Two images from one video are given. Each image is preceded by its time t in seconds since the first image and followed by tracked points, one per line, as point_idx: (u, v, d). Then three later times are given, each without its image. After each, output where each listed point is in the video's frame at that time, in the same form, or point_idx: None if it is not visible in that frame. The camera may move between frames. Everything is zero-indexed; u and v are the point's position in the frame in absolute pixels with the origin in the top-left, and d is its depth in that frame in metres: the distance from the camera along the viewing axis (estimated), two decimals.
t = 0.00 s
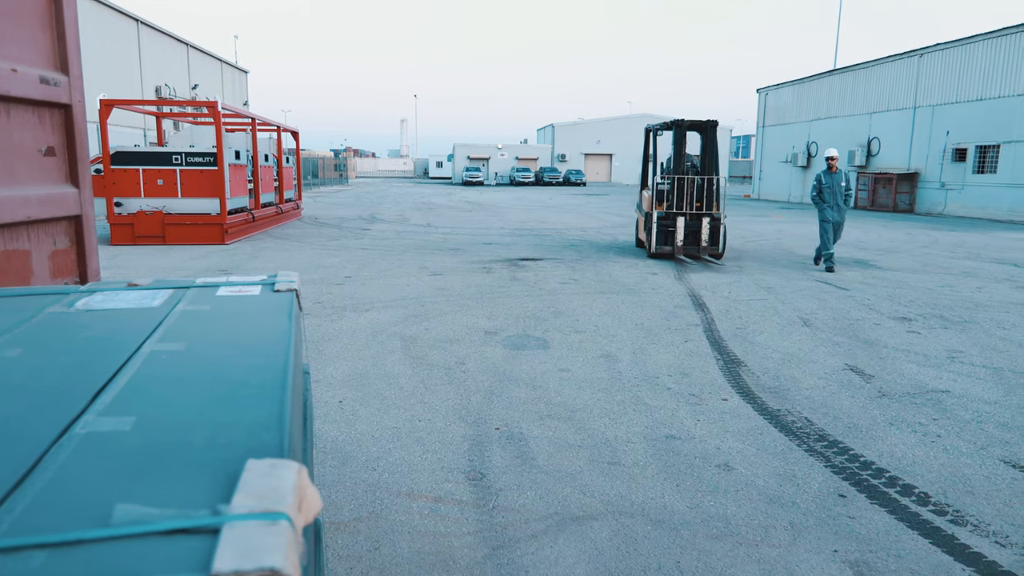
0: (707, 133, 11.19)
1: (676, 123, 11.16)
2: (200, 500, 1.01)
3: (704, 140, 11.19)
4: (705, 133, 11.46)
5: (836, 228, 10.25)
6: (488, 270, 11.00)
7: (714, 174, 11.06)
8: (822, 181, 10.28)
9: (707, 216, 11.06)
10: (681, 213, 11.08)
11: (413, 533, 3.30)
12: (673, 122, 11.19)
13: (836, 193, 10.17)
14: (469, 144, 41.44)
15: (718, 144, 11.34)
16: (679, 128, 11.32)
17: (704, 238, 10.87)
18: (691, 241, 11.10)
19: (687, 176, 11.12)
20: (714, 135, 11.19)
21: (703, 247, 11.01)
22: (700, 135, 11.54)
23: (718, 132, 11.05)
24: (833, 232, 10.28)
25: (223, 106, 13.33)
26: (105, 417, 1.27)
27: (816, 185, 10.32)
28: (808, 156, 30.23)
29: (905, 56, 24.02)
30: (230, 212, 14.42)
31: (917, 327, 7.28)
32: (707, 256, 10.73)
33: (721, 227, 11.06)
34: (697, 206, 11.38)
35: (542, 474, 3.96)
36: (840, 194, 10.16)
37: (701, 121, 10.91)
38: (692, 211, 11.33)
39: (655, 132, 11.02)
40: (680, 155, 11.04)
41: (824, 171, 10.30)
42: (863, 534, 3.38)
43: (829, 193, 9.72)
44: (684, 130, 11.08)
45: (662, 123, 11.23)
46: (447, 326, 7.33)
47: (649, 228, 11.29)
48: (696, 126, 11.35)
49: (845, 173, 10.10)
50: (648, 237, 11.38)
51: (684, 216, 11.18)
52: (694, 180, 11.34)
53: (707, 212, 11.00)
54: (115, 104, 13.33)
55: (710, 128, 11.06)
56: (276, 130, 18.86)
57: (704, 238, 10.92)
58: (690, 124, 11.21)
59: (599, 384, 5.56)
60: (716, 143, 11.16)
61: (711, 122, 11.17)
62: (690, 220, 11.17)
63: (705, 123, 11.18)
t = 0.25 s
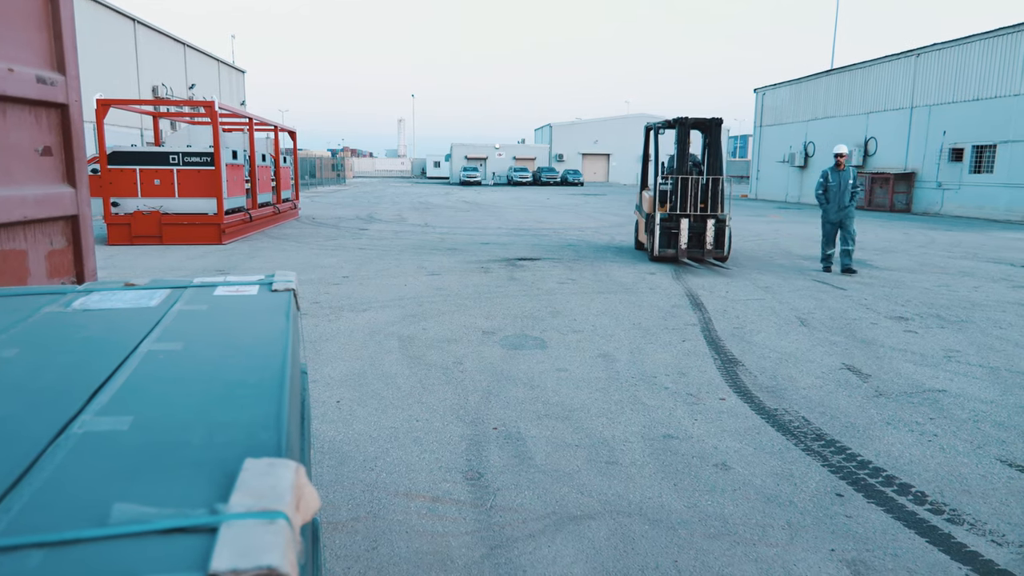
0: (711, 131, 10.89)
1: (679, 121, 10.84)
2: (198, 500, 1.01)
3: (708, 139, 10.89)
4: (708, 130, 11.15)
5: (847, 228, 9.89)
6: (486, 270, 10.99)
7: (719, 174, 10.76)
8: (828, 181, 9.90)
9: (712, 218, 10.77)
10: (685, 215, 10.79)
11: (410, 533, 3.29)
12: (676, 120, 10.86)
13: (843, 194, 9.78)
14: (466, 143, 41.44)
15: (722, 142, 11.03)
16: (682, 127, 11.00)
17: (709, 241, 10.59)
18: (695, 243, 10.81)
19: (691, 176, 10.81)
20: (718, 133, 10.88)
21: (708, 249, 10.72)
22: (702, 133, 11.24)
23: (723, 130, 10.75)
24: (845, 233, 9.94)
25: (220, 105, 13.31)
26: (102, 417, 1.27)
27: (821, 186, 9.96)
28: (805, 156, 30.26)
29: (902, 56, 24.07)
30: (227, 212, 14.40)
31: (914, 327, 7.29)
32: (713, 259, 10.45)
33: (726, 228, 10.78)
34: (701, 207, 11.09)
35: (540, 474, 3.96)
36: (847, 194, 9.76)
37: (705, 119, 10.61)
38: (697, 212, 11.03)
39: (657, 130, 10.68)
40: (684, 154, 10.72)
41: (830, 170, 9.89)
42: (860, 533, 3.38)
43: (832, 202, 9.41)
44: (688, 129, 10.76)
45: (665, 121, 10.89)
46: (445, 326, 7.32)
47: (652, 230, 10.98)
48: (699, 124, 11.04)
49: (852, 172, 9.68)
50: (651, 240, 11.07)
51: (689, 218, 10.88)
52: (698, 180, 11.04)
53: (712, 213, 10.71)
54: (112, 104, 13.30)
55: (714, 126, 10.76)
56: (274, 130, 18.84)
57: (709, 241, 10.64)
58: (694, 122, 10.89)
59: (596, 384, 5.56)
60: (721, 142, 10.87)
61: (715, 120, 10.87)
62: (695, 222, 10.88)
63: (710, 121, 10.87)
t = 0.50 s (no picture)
0: (716, 129, 10.56)
1: (684, 120, 10.49)
2: (196, 499, 1.01)
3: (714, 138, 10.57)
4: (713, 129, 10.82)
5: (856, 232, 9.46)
6: (484, 270, 10.99)
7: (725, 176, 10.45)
8: (838, 181, 9.47)
9: (719, 221, 10.48)
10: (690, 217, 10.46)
11: (408, 533, 3.30)
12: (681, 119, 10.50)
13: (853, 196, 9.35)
14: (464, 144, 41.41)
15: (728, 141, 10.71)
16: (687, 125, 10.65)
17: (715, 245, 10.32)
18: (701, 247, 10.52)
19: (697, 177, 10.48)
20: (724, 132, 10.54)
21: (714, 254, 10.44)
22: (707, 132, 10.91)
23: (729, 130, 10.43)
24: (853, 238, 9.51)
25: (217, 105, 13.29)
26: (100, 417, 1.26)
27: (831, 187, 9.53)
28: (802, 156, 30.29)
29: (899, 57, 24.11)
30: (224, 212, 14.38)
31: (910, 326, 7.31)
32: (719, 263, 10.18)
33: (732, 231, 10.50)
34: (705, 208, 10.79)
35: (537, 474, 3.96)
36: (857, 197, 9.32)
37: (712, 118, 10.27)
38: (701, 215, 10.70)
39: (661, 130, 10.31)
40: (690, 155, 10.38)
41: (840, 170, 9.46)
42: (857, 532, 3.39)
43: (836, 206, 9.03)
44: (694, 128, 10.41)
45: (669, 120, 10.54)
46: (442, 326, 7.32)
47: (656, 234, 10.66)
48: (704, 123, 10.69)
49: (862, 173, 9.24)
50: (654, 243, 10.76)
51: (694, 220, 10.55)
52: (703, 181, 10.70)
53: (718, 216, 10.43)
54: (108, 104, 13.28)
55: (720, 125, 10.43)
56: (271, 130, 18.82)
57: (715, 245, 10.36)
58: (699, 121, 10.55)
59: (594, 384, 5.56)
60: (726, 142, 10.56)
61: (721, 118, 10.54)
62: (700, 225, 10.58)
63: (715, 119, 10.53)
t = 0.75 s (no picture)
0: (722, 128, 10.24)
1: (688, 119, 10.16)
2: (192, 499, 1.01)
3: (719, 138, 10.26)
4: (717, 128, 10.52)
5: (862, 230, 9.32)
6: (481, 270, 10.98)
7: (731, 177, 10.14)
8: (847, 178, 9.37)
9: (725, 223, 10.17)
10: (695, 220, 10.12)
11: (405, 533, 3.29)
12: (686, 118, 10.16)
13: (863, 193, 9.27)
14: (461, 144, 41.44)
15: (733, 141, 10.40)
16: (692, 124, 10.26)
17: (721, 249, 10.02)
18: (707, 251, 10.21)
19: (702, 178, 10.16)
20: (730, 131, 10.23)
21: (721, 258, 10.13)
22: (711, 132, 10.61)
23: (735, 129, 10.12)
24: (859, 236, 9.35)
25: (214, 105, 13.27)
26: (97, 416, 1.26)
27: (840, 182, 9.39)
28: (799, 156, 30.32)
29: (896, 57, 24.11)
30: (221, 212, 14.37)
31: (907, 326, 7.32)
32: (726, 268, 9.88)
33: (739, 235, 10.19)
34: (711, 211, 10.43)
35: (535, 474, 3.96)
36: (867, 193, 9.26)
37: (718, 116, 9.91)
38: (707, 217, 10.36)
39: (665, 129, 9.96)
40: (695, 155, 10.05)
41: (849, 167, 9.38)
42: (854, 531, 3.40)
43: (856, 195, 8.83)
44: (699, 127, 10.09)
45: (673, 119, 10.21)
46: (439, 326, 7.32)
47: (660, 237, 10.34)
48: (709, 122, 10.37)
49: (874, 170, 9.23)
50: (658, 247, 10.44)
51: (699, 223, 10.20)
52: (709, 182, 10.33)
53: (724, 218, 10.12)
54: (105, 104, 13.26)
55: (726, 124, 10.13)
56: (268, 130, 18.80)
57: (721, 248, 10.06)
58: (704, 120, 10.22)
59: (591, 383, 5.57)
60: (732, 141, 10.26)
61: (726, 117, 10.23)
62: (705, 228, 10.26)
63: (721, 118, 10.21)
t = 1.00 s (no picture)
0: (728, 126, 9.85)
1: (693, 116, 9.78)
2: (187, 499, 1.01)
3: (725, 136, 9.89)
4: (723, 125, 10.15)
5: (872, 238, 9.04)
6: (478, 270, 10.99)
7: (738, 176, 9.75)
8: (856, 183, 9.09)
9: (732, 225, 9.77)
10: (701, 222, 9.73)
11: (402, 533, 3.29)
12: (691, 115, 9.77)
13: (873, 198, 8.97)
14: (458, 144, 41.43)
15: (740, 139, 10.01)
16: (697, 122, 9.86)
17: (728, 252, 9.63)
18: (712, 254, 9.82)
19: (708, 178, 9.76)
20: (737, 129, 9.84)
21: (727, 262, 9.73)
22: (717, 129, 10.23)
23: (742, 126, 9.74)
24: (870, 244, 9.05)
25: (211, 105, 13.26)
26: (92, 417, 1.26)
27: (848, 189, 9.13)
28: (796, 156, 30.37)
29: (893, 58, 24.28)
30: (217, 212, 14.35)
31: (903, 326, 7.34)
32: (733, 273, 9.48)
33: (746, 237, 9.79)
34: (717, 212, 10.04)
35: (531, 474, 3.97)
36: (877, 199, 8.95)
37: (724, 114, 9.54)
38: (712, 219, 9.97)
39: (668, 127, 9.76)
40: (701, 154, 9.65)
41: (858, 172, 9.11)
42: (849, 530, 3.41)
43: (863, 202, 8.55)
44: (706, 123, 9.70)
45: (677, 116, 9.83)
46: (437, 326, 7.32)
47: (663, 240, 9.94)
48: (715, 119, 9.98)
49: (883, 175, 8.92)
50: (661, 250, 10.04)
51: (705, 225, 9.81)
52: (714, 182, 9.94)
53: (730, 220, 9.73)
54: (101, 104, 13.23)
55: (732, 121, 9.74)
56: (264, 130, 18.78)
57: (727, 252, 9.67)
58: (710, 118, 9.83)
59: (587, 383, 5.58)
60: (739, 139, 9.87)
61: (732, 114, 9.85)
62: (711, 230, 9.87)
63: (728, 115, 9.81)
